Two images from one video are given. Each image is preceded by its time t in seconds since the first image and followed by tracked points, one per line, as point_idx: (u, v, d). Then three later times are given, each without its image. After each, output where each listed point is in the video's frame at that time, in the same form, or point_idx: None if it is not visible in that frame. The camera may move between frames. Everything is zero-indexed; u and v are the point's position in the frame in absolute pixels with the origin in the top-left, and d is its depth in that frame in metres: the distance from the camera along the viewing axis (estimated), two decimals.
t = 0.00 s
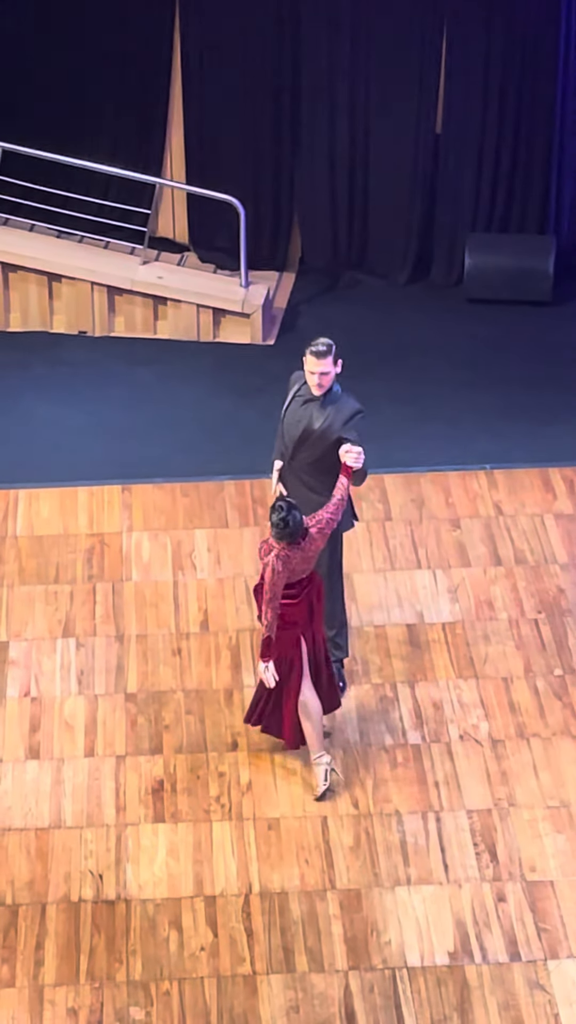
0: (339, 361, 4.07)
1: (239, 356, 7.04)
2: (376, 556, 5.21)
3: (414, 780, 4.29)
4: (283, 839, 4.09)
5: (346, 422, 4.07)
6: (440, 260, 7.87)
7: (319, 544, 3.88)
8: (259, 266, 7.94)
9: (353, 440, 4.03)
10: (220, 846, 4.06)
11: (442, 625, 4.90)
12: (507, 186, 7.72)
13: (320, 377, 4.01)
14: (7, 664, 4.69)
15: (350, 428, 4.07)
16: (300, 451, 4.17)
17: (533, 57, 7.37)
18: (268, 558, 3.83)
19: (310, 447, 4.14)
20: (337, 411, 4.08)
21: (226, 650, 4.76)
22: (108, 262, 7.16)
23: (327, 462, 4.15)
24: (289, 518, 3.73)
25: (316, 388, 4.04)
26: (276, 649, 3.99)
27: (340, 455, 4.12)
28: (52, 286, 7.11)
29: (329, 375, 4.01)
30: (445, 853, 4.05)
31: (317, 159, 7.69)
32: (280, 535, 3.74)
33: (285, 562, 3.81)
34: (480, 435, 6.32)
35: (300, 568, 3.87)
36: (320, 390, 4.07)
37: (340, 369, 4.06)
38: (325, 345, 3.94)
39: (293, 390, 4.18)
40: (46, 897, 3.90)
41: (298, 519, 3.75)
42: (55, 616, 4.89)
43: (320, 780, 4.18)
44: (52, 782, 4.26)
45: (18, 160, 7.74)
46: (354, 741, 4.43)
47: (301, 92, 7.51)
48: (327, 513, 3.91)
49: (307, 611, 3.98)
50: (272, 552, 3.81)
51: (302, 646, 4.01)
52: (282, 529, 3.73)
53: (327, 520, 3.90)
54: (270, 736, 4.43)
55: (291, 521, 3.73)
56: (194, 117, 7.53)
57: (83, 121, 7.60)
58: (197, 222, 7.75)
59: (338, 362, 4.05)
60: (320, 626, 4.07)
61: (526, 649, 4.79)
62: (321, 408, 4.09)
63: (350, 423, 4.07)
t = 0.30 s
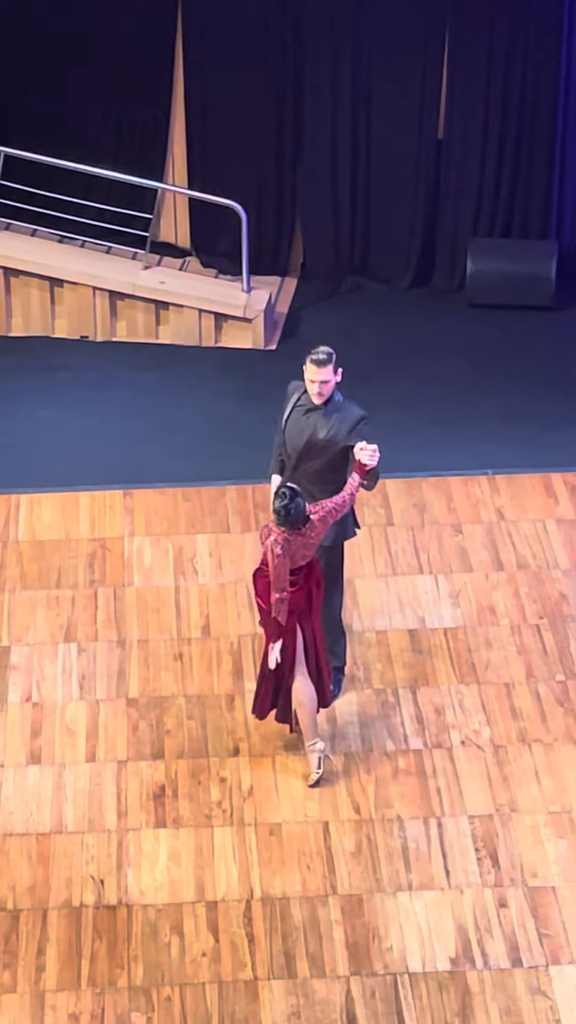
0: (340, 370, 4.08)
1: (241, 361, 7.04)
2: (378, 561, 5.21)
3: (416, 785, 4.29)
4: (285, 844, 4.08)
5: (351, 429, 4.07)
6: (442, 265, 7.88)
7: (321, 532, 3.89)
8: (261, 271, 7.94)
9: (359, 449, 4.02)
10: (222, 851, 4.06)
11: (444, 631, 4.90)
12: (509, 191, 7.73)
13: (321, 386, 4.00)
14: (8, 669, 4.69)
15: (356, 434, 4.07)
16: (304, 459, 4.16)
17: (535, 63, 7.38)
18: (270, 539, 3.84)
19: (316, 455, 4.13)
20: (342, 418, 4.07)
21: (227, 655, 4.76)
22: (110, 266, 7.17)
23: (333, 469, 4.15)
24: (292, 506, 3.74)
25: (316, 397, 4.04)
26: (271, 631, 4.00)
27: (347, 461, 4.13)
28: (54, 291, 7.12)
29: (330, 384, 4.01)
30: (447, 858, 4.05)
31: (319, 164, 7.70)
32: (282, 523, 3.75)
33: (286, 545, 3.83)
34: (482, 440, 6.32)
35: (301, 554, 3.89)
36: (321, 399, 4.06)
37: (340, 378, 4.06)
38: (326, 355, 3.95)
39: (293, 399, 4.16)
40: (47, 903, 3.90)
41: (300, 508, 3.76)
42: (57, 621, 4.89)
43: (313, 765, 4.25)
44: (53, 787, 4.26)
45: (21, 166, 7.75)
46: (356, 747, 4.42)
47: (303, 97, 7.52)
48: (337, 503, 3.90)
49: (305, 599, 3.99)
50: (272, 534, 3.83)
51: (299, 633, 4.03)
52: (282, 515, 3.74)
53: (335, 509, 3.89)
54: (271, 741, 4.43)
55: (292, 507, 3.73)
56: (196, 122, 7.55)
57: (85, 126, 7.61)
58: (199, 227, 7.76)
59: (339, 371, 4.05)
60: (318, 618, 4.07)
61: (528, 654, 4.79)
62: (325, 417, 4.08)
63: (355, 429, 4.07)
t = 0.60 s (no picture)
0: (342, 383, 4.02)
1: (242, 366, 7.05)
2: (379, 567, 5.21)
3: (417, 791, 4.28)
4: (285, 850, 4.08)
5: (360, 442, 4.06)
6: (443, 270, 7.89)
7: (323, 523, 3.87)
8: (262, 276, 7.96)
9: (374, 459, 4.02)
10: (223, 857, 4.05)
11: (445, 636, 4.90)
12: (510, 197, 7.74)
13: (323, 399, 3.95)
14: (9, 674, 4.69)
15: (365, 446, 4.06)
16: (314, 477, 4.13)
17: (536, 69, 7.38)
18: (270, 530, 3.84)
19: (325, 472, 4.10)
20: (349, 432, 4.05)
21: (228, 661, 4.76)
22: (111, 272, 7.18)
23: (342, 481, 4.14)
24: (292, 494, 3.72)
25: (318, 410, 3.99)
26: (267, 623, 4.02)
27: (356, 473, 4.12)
28: (55, 296, 7.12)
29: (331, 397, 3.96)
30: (448, 864, 4.04)
31: (321, 170, 7.71)
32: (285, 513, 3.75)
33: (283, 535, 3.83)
34: (483, 446, 6.33)
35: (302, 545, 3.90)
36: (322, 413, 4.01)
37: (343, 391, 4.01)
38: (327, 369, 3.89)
39: (294, 418, 4.10)
40: (48, 908, 3.89)
41: (301, 496, 3.73)
42: (58, 627, 4.89)
43: (304, 754, 4.29)
44: (54, 792, 4.25)
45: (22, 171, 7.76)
46: (357, 753, 4.42)
47: (304, 103, 7.53)
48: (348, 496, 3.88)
49: (305, 596, 4.00)
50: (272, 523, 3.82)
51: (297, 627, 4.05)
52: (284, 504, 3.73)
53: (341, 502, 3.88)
54: (272, 747, 4.43)
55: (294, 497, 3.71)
56: (198, 128, 7.55)
57: (87, 132, 7.62)
58: (201, 232, 7.77)
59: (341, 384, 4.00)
60: (316, 618, 4.07)
61: (529, 660, 4.79)
62: (332, 432, 4.05)
63: (364, 441, 4.06)
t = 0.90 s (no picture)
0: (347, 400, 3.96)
1: (243, 370, 7.05)
2: (380, 572, 5.21)
3: (417, 796, 4.28)
4: (286, 855, 4.08)
5: (370, 454, 4.06)
6: (444, 275, 7.89)
7: (328, 521, 3.90)
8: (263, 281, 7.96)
9: (389, 468, 4.03)
10: (223, 861, 4.05)
11: (446, 641, 4.89)
12: (510, 202, 7.75)
13: (327, 415, 3.88)
14: (9, 678, 4.68)
15: (374, 456, 4.07)
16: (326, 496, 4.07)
17: (537, 74, 7.40)
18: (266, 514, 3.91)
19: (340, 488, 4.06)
20: (359, 445, 4.04)
21: (228, 666, 4.75)
22: (112, 276, 7.19)
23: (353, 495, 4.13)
24: (297, 481, 3.76)
25: (322, 425, 3.92)
26: (259, 616, 4.10)
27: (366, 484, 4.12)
28: (56, 300, 7.13)
29: (336, 412, 3.89)
30: (448, 870, 4.04)
31: (321, 175, 7.72)
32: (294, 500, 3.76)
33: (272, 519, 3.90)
34: (484, 450, 6.33)
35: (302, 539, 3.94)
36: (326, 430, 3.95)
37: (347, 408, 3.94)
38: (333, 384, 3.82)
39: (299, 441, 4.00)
40: (47, 913, 3.89)
41: (305, 483, 3.77)
42: (58, 631, 4.89)
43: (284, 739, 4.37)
44: (54, 797, 4.25)
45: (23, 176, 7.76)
46: (357, 758, 4.41)
47: (305, 108, 7.54)
48: (359, 495, 3.88)
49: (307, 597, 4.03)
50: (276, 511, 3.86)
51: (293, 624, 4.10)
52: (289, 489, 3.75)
53: (350, 500, 3.88)
54: (272, 752, 4.42)
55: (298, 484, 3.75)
56: (198, 133, 7.56)
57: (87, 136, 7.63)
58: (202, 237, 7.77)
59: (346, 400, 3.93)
60: (313, 621, 4.09)
61: (530, 665, 4.78)
62: (343, 448, 4.02)
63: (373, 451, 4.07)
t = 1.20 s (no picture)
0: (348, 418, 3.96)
1: (242, 372, 7.06)
2: (379, 574, 5.21)
3: (416, 798, 4.28)
4: (284, 857, 4.07)
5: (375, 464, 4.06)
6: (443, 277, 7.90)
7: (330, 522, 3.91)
8: (262, 282, 7.97)
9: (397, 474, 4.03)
10: (221, 864, 4.05)
11: (445, 644, 4.89)
12: (509, 204, 7.75)
13: (326, 431, 3.88)
14: (8, 680, 4.68)
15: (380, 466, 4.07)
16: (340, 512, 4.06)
17: (536, 77, 7.40)
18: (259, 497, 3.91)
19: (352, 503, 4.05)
20: (363, 456, 4.04)
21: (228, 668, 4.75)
22: (111, 277, 7.20)
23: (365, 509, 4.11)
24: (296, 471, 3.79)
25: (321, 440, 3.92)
26: (254, 606, 4.12)
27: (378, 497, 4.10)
28: (55, 301, 7.13)
29: (336, 429, 3.88)
30: (447, 872, 4.04)
31: (320, 177, 7.72)
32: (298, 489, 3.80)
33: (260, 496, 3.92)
34: (483, 452, 6.33)
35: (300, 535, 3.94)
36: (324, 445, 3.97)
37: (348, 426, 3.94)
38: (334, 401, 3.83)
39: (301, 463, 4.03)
40: (46, 915, 3.89)
41: (305, 475, 3.80)
42: (57, 632, 4.89)
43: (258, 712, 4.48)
44: (53, 799, 4.25)
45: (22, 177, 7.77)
46: (356, 760, 4.41)
47: (304, 110, 7.54)
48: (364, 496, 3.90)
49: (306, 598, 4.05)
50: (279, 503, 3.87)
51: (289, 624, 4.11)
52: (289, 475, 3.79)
53: (353, 501, 3.89)
54: (272, 754, 4.42)
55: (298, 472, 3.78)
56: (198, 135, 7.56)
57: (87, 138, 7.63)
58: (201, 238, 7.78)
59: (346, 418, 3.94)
60: (306, 626, 4.10)
61: (529, 667, 4.78)
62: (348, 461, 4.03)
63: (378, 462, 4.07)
